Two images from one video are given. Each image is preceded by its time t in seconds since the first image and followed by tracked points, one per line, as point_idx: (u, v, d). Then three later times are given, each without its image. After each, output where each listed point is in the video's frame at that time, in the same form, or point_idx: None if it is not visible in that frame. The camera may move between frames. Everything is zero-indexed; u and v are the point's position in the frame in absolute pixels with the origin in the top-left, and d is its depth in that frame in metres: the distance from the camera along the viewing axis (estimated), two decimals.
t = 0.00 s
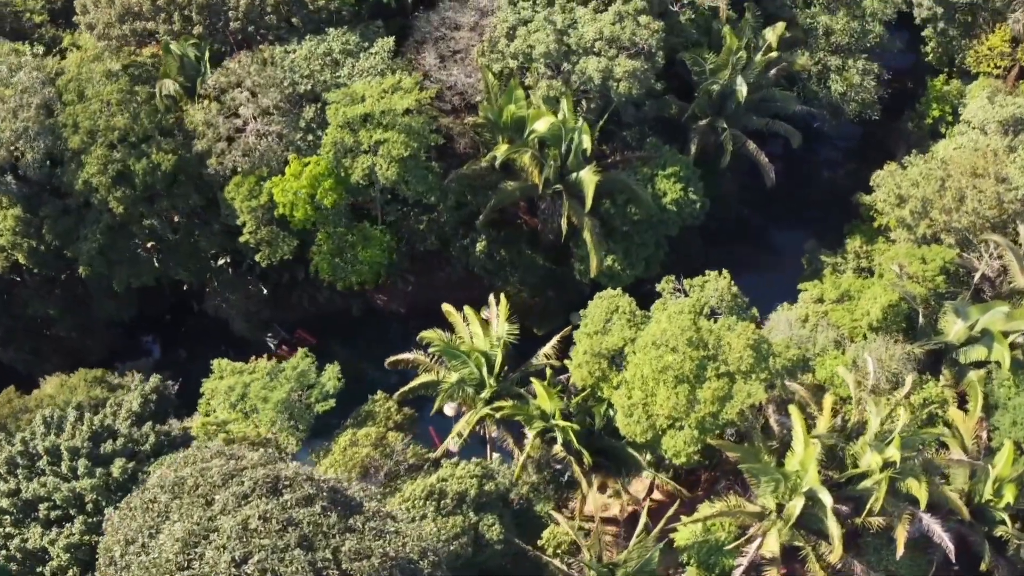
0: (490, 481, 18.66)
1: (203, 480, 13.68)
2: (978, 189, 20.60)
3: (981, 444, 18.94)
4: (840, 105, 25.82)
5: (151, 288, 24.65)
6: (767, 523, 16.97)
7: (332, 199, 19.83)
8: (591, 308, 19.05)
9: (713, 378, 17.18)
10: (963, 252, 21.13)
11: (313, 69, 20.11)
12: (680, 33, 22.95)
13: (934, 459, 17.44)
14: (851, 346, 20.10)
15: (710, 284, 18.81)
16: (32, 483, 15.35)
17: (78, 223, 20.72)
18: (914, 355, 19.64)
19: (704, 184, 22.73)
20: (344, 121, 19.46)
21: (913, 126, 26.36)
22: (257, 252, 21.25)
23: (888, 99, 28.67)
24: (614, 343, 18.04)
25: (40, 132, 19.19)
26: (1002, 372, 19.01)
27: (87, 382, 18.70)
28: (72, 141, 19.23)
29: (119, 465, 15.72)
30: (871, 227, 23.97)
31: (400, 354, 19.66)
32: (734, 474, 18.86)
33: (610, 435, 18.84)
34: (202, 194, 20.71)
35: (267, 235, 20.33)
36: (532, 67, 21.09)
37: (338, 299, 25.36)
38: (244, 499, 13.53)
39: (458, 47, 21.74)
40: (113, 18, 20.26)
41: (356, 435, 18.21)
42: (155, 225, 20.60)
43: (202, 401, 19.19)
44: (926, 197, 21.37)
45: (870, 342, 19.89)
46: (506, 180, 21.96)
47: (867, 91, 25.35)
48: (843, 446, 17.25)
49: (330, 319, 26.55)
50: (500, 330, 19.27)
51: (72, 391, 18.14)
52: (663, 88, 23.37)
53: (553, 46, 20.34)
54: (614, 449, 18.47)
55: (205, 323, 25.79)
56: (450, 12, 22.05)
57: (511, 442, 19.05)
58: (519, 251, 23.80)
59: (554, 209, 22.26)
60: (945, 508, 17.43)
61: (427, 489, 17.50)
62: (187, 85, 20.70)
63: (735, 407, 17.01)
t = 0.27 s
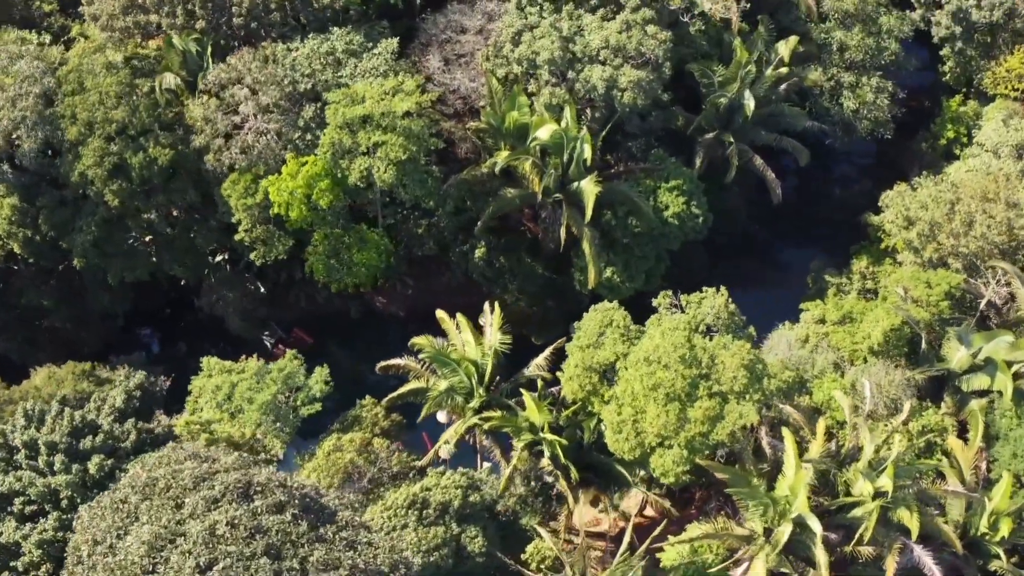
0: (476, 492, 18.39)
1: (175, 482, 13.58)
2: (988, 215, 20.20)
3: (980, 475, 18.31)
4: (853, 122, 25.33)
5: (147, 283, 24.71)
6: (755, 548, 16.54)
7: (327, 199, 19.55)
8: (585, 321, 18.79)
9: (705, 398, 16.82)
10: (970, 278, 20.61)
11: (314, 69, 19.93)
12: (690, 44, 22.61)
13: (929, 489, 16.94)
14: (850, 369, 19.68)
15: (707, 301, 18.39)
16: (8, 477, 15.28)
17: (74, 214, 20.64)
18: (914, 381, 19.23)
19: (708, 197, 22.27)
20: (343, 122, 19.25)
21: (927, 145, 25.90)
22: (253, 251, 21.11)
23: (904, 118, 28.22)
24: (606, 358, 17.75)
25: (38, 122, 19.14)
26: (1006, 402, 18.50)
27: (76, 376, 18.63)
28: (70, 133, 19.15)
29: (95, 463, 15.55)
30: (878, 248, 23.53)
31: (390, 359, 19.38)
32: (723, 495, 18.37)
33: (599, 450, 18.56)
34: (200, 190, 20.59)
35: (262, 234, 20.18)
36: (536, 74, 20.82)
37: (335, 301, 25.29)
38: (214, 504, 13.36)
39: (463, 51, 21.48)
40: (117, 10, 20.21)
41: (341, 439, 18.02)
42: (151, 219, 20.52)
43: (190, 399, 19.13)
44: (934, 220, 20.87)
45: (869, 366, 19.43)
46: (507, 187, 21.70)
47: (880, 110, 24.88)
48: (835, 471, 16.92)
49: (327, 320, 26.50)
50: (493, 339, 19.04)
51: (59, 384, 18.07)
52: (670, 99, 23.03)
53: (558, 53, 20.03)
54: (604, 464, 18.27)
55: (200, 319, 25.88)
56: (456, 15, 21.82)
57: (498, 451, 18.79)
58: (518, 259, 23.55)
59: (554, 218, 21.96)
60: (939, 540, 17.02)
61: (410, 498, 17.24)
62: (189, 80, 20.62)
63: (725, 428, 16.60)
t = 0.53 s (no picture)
0: (458, 505, 18.02)
1: (141, 485, 14.16)
2: (1000, 244, 19.34)
3: (978, 511, 17.87)
4: (867, 144, 24.81)
5: (145, 276, 24.64)
6: None
7: (323, 200, 19.38)
8: (578, 335, 18.41)
9: (694, 420, 16.45)
10: (977, 309, 20.05)
11: (316, 68, 19.73)
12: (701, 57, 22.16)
13: (920, 525, 16.85)
14: (848, 396, 19.13)
15: (703, 320, 17.99)
16: None
17: (71, 204, 20.58)
18: (914, 413, 18.70)
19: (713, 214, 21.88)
20: (342, 123, 19.03)
21: (943, 171, 25.49)
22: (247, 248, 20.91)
23: (919, 140, 27.79)
24: (596, 374, 17.37)
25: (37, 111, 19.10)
26: (1006, 439, 17.99)
27: (62, 367, 18.57)
28: (68, 122, 19.11)
29: (70, 456, 15.62)
30: (886, 273, 23.01)
31: (379, 365, 19.10)
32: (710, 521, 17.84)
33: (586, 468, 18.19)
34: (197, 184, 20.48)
35: (257, 232, 20.01)
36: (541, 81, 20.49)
37: (332, 303, 25.13)
38: (178, 508, 13.94)
39: (469, 55, 21.21)
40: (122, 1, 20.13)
41: (323, 444, 17.73)
42: (147, 212, 20.43)
43: (177, 396, 18.90)
44: (944, 247, 20.29)
45: (868, 395, 18.88)
46: (507, 195, 21.38)
47: (896, 132, 24.29)
48: (825, 501, 16.65)
49: (323, 321, 26.34)
50: (483, 350, 18.72)
51: (44, 375, 18.03)
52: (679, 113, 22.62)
53: (563, 61, 19.69)
54: (590, 483, 17.94)
55: (195, 314, 25.82)
56: (463, 19, 21.54)
57: (483, 465, 18.45)
58: (518, 268, 23.23)
59: (554, 228, 21.61)
60: None
61: (390, 508, 16.87)
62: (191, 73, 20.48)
63: (713, 452, 16.26)
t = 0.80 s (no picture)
0: (441, 515, 17.74)
1: (111, 485, 13.97)
2: (1009, 270, 19.25)
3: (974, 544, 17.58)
4: (879, 163, 24.31)
5: (143, 270, 24.59)
6: None
7: (318, 201, 19.10)
8: (570, 348, 18.11)
9: (682, 440, 16.11)
10: (982, 336, 19.46)
11: (317, 67, 19.55)
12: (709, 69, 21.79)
13: (913, 557, 16.69)
14: (845, 420, 18.71)
15: (697, 338, 17.65)
16: None
17: (67, 195, 20.49)
18: (912, 440, 18.18)
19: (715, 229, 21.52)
20: (340, 124, 18.82)
21: (956, 193, 25.00)
22: (242, 246, 20.73)
23: (933, 159, 27.43)
24: (585, 389, 17.07)
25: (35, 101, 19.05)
26: (1006, 471, 17.53)
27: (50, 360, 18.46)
28: (66, 113, 19.05)
29: (46, 451, 15.61)
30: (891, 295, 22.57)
31: (368, 370, 18.81)
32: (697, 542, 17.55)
33: (573, 483, 17.86)
34: (194, 180, 20.36)
35: (252, 230, 19.84)
36: (543, 88, 20.20)
37: (330, 304, 25.05)
38: (145, 510, 13.68)
39: (473, 60, 20.96)
40: None
41: (306, 449, 17.51)
42: (143, 206, 20.33)
43: (164, 393, 18.77)
44: (951, 272, 19.91)
45: (866, 420, 18.44)
46: (506, 202, 21.09)
47: (908, 152, 23.73)
48: (813, 528, 16.27)
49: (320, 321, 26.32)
50: (474, 360, 18.49)
51: (30, 366, 17.97)
52: (685, 124, 22.27)
53: (567, 69, 19.38)
54: (576, 499, 17.61)
55: (192, 310, 25.79)
56: (469, 23, 21.29)
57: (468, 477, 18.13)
58: (516, 276, 22.94)
59: (553, 238, 21.30)
60: None
61: (370, 516, 16.63)
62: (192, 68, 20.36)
63: (701, 473, 15.91)
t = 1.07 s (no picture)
0: (424, 526, 17.46)
1: (78, 486, 14.13)
2: (1015, 297, 18.78)
3: None
4: (889, 183, 23.83)
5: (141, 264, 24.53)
6: None
7: (313, 202, 18.89)
8: (561, 362, 17.82)
9: (670, 460, 15.78)
10: (985, 365, 18.93)
11: (318, 66, 19.34)
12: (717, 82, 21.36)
13: None
14: (841, 446, 18.32)
15: (691, 356, 17.31)
16: None
17: (64, 186, 20.44)
18: (908, 469, 17.76)
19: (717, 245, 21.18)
20: (338, 125, 18.60)
21: (968, 217, 24.49)
22: (236, 245, 20.56)
23: (946, 180, 26.97)
24: (574, 404, 16.77)
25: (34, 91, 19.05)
26: (1003, 504, 17.12)
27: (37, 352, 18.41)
28: (64, 105, 19.02)
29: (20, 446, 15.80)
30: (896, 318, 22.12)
31: (358, 376, 18.59)
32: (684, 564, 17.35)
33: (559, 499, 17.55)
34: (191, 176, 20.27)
35: (247, 229, 19.68)
36: (546, 96, 19.90)
37: (328, 305, 24.88)
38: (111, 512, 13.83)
39: (476, 64, 20.68)
40: None
41: (288, 454, 17.37)
42: (139, 200, 20.27)
43: (151, 390, 18.64)
44: (956, 298, 19.49)
45: (862, 447, 18.07)
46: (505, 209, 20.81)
47: (920, 172, 23.28)
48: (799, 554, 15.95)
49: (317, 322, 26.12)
50: (463, 369, 18.23)
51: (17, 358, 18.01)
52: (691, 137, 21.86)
53: (569, 77, 19.06)
54: (560, 516, 17.28)
55: (189, 306, 25.73)
56: (474, 27, 21.01)
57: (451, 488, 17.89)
58: (514, 285, 22.64)
59: (552, 247, 21.00)
60: None
61: (350, 524, 16.37)
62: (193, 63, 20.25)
63: (687, 495, 15.60)
